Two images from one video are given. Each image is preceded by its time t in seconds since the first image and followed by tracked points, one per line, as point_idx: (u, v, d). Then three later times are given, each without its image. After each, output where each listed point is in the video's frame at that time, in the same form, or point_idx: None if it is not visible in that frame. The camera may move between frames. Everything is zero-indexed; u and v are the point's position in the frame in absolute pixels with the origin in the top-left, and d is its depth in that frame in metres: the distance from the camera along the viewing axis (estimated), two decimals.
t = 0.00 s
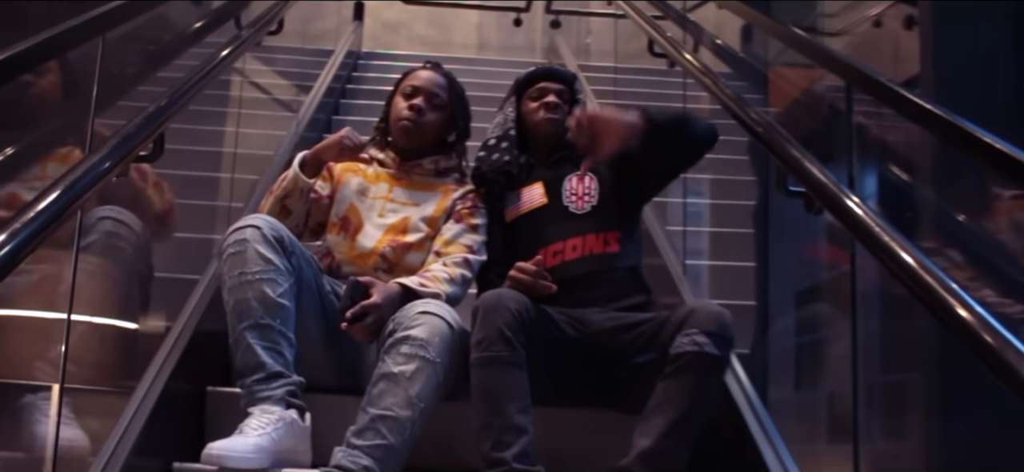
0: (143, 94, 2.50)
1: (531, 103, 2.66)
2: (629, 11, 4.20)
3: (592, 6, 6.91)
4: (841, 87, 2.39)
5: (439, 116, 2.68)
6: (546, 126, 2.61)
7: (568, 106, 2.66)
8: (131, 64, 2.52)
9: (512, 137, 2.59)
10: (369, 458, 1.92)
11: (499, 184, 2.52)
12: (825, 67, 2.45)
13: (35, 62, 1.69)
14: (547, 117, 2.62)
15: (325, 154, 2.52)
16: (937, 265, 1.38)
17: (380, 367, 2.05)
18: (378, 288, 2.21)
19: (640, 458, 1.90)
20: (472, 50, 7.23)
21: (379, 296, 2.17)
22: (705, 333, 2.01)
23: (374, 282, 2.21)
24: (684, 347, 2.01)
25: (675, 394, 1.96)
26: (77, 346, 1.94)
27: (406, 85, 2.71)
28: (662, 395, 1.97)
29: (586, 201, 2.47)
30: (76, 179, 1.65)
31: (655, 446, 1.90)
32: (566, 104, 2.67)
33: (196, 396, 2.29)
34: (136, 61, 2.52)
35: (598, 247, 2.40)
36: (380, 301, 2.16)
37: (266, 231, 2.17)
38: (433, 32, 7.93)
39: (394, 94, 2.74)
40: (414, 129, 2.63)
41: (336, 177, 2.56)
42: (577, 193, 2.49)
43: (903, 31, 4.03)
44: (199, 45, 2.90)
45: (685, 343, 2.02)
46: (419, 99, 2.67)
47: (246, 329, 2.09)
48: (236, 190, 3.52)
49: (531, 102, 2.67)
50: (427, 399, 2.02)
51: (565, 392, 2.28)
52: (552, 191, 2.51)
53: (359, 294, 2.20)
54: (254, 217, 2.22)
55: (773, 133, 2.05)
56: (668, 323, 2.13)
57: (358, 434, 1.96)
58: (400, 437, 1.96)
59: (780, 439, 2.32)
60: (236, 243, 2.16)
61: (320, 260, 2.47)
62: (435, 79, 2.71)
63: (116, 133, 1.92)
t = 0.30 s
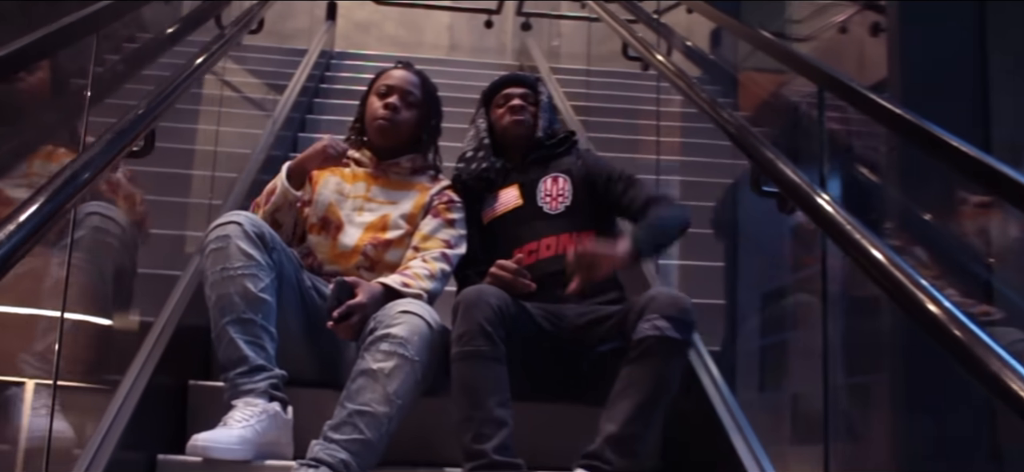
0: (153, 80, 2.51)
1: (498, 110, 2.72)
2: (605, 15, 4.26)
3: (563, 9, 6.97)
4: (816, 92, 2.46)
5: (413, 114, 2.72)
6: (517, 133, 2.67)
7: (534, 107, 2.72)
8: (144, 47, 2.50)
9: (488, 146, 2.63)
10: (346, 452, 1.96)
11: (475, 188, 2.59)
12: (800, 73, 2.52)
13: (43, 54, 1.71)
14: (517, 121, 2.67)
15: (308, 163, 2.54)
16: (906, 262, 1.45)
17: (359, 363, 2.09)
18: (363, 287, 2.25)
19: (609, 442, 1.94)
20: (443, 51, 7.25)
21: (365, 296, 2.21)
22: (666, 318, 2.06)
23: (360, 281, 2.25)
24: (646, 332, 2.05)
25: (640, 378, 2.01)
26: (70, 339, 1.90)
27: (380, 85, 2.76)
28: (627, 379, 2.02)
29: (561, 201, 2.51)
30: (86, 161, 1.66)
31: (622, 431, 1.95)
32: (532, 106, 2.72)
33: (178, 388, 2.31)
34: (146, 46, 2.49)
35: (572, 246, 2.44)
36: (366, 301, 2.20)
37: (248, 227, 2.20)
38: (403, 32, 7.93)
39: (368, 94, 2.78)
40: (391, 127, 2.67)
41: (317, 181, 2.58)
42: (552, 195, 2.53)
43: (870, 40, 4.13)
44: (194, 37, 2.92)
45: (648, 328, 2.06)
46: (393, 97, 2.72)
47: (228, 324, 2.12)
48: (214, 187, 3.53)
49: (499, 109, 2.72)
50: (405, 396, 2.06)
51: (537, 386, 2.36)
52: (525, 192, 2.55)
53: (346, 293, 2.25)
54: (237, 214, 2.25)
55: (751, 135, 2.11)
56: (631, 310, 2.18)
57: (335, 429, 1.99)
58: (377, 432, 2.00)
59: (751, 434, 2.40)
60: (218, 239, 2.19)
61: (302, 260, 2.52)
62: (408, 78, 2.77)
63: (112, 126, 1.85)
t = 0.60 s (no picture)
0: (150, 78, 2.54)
1: (479, 111, 2.73)
2: (584, 18, 4.32)
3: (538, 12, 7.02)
4: (793, 97, 2.53)
5: (392, 113, 2.77)
6: (498, 135, 2.68)
7: (515, 107, 2.71)
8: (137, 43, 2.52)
9: (470, 149, 2.68)
10: (331, 446, 1.99)
11: (456, 189, 2.62)
12: (775, 77, 2.58)
13: (45, 52, 1.74)
14: (497, 122, 2.67)
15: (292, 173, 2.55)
16: (879, 260, 1.50)
17: (342, 359, 2.11)
18: (343, 283, 2.27)
19: (588, 432, 1.99)
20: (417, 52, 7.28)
21: (345, 292, 2.23)
22: (631, 307, 2.10)
23: (340, 278, 2.27)
24: (612, 324, 2.09)
25: (612, 368, 2.05)
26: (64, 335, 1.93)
27: (358, 85, 2.80)
28: (600, 370, 2.06)
29: (541, 203, 2.53)
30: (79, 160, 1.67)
31: (598, 420, 1.99)
32: (513, 106, 2.71)
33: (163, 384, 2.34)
34: (149, 39, 2.51)
35: (551, 247, 2.48)
36: (347, 297, 2.22)
37: (233, 225, 2.22)
38: (378, 32, 7.94)
39: (347, 94, 2.82)
40: (371, 127, 2.71)
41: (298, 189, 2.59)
42: (533, 197, 2.55)
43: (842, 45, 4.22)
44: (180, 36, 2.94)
45: (614, 319, 2.09)
46: (372, 97, 2.76)
47: (213, 320, 2.15)
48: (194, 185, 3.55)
49: (481, 110, 2.73)
50: (387, 391, 2.08)
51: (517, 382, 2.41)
52: (507, 195, 2.57)
53: (325, 289, 2.26)
54: (221, 212, 2.27)
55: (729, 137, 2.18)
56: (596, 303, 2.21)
57: (320, 423, 2.02)
58: (361, 427, 2.03)
59: (725, 424, 2.44)
60: (203, 237, 2.21)
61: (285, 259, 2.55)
62: (386, 78, 2.81)
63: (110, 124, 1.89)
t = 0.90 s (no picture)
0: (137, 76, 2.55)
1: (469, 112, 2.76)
2: (561, 21, 4.37)
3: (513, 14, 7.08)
4: (769, 102, 2.59)
5: (373, 113, 2.80)
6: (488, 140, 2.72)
7: (504, 110, 2.75)
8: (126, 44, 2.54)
9: (456, 146, 2.71)
10: (315, 441, 2.02)
11: (441, 190, 2.65)
12: (751, 83, 2.65)
13: (46, 51, 1.77)
14: (488, 127, 2.71)
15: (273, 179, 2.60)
16: (852, 261, 1.58)
17: (326, 356, 2.14)
18: (325, 283, 2.28)
19: (572, 429, 2.04)
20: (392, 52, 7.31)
21: (326, 291, 2.24)
22: (600, 301, 2.14)
23: (321, 277, 2.28)
24: (582, 320, 2.13)
25: (587, 366, 2.09)
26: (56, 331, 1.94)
27: (339, 87, 2.84)
28: (572, 370, 2.10)
29: (525, 204, 2.57)
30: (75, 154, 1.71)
31: (580, 417, 2.04)
32: (502, 109, 2.76)
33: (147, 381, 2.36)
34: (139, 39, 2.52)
35: (532, 248, 2.52)
36: (327, 295, 2.24)
37: (217, 223, 2.25)
38: (352, 32, 7.94)
39: (326, 95, 2.86)
40: (353, 126, 2.75)
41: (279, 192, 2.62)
42: (517, 198, 2.58)
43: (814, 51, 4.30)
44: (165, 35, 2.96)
45: (584, 315, 2.14)
46: (352, 97, 2.80)
47: (198, 317, 2.18)
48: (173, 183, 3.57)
49: (470, 111, 2.76)
50: (371, 387, 2.11)
51: (497, 379, 2.45)
52: (490, 195, 2.61)
53: (306, 288, 2.27)
54: (206, 210, 2.29)
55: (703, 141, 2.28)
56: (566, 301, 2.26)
57: (304, 419, 2.05)
58: (344, 422, 2.06)
59: (699, 420, 2.48)
60: (188, 235, 2.23)
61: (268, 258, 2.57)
62: (365, 79, 2.86)
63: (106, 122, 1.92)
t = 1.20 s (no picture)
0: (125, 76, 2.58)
1: (456, 112, 2.74)
2: (536, 23, 4.43)
3: (484, 14, 7.13)
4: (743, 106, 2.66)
5: (352, 112, 2.83)
6: (473, 143, 2.70)
7: (491, 112, 2.74)
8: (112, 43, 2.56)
9: (441, 145, 2.69)
10: (297, 435, 2.06)
11: (426, 187, 2.63)
12: (726, 87, 2.71)
13: (39, 51, 1.80)
14: (473, 131, 2.70)
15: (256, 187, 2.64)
16: (827, 263, 1.65)
17: (307, 352, 2.17)
18: (306, 279, 2.32)
19: (556, 428, 2.10)
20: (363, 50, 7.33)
21: (308, 288, 2.28)
22: (574, 300, 2.18)
23: (303, 274, 2.31)
24: (558, 319, 2.17)
25: (563, 367, 2.14)
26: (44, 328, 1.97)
27: (317, 86, 2.86)
28: (548, 375, 2.15)
29: (506, 205, 2.56)
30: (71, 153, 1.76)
31: (563, 415, 2.10)
32: (489, 110, 2.74)
33: (128, 375, 2.38)
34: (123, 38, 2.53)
35: (511, 248, 2.51)
36: (309, 292, 2.27)
37: (200, 220, 2.27)
38: (323, 31, 7.96)
39: (305, 94, 2.88)
40: (332, 125, 2.77)
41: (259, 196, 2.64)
42: (499, 198, 2.58)
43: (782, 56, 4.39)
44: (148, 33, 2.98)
45: (559, 315, 2.18)
46: (331, 96, 2.82)
47: (181, 312, 2.20)
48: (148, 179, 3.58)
49: (457, 111, 2.75)
50: (352, 382, 2.14)
51: (475, 374, 2.47)
52: (473, 194, 2.60)
53: (289, 286, 2.31)
54: (188, 206, 2.32)
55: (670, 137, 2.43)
56: (540, 299, 2.29)
57: (286, 413, 2.08)
58: (326, 416, 2.09)
59: (672, 414, 2.53)
60: (171, 231, 2.25)
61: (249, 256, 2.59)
62: (344, 78, 2.87)
63: (97, 120, 1.98)
